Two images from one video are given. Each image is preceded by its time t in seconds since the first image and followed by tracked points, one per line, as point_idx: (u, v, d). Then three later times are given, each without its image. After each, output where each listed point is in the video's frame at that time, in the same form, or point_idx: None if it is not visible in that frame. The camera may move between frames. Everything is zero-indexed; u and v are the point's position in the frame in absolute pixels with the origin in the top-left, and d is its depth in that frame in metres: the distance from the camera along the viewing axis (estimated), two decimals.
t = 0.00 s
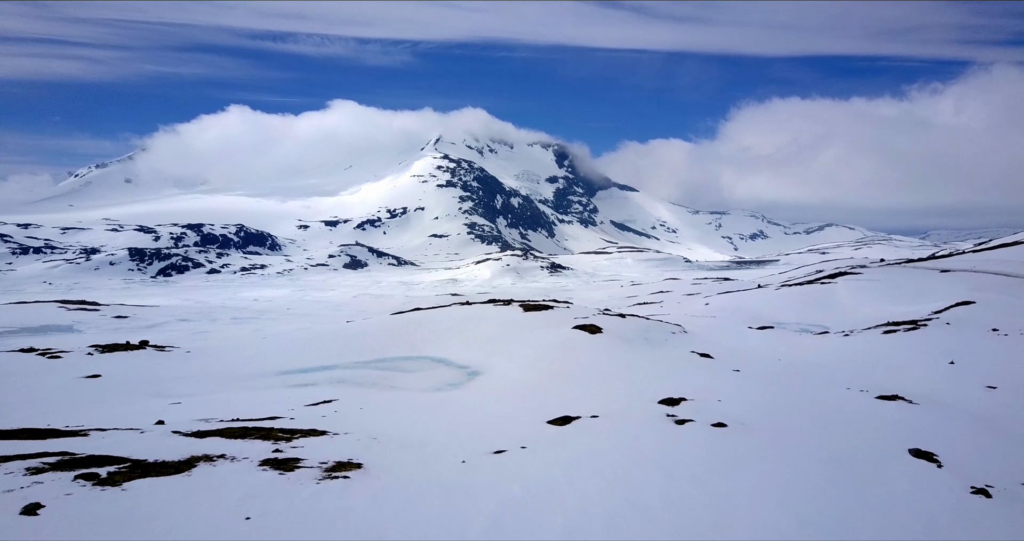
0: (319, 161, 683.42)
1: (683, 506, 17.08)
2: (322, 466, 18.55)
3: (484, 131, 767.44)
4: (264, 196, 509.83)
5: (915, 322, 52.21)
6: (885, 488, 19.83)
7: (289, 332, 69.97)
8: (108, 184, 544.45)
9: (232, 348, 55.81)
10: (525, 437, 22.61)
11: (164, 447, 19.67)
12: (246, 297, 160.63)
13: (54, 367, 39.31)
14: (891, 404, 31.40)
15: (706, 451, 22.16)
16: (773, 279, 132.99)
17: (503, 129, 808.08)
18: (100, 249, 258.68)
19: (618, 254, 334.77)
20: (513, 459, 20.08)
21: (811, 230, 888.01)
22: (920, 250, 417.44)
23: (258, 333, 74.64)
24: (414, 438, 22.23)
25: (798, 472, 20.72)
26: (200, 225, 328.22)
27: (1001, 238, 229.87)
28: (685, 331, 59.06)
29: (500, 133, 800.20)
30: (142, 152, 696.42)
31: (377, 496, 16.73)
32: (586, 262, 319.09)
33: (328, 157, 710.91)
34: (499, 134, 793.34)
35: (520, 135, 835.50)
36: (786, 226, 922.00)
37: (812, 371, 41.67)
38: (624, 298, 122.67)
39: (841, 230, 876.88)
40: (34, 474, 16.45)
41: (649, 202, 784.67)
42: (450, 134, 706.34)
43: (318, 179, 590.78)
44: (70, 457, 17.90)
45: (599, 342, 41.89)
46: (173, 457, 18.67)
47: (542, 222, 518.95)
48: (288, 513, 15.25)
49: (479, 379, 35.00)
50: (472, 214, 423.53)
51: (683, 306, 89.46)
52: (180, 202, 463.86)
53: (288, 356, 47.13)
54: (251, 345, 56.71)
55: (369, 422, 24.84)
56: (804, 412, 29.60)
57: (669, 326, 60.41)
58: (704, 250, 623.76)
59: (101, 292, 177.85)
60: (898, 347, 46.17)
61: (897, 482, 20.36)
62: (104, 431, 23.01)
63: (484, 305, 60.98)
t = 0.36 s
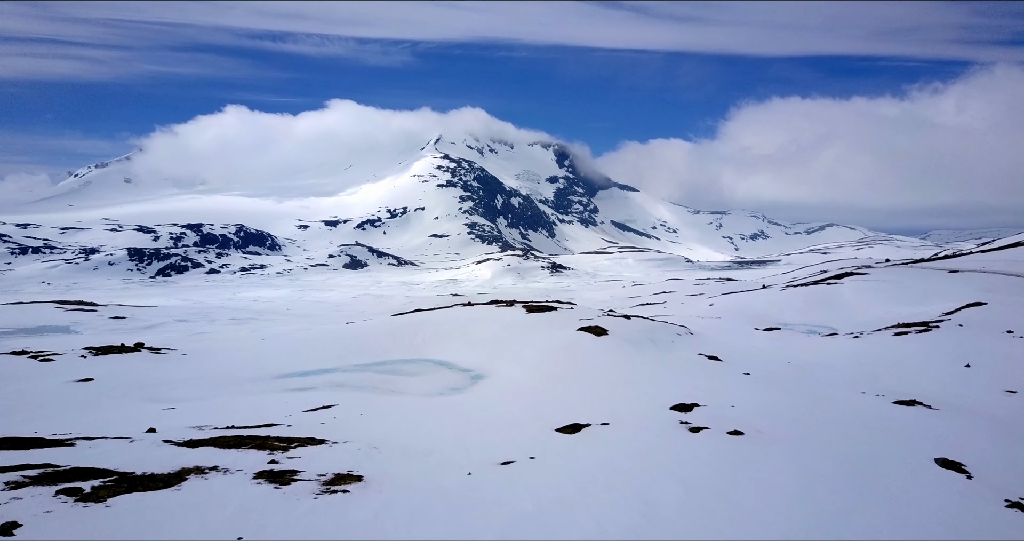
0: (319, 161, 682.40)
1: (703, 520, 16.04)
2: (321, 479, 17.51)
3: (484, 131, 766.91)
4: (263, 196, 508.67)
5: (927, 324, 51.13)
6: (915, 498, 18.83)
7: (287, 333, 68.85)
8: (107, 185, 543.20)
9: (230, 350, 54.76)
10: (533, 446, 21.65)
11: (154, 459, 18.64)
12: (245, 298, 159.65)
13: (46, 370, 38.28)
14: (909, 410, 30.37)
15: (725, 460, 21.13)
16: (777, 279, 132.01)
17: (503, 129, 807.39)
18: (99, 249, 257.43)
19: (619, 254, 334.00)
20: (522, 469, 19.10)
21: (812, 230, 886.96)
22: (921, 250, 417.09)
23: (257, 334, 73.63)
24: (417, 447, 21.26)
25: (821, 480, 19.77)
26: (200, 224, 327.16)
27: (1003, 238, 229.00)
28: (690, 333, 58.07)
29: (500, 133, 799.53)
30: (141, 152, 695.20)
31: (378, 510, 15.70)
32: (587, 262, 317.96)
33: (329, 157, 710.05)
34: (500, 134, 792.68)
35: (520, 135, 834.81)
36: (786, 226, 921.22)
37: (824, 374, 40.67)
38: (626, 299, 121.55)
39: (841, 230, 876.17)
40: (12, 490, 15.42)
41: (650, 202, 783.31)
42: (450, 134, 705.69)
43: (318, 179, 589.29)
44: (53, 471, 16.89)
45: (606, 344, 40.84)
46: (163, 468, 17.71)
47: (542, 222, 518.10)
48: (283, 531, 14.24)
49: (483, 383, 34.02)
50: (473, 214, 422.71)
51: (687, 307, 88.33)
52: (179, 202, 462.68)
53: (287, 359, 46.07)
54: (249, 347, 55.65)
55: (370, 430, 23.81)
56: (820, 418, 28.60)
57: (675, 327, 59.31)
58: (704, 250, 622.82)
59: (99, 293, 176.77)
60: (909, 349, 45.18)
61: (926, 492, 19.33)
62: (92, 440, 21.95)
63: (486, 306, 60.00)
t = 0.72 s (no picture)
0: (319, 160, 681.00)
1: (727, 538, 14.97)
2: (319, 495, 16.41)
3: (484, 131, 766.21)
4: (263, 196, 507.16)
5: (938, 325, 50.12)
6: (951, 514, 17.68)
7: (285, 335, 67.77)
8: (106, 184, 541.59)
9: (226, 352, 53.70)
10: (542, 456, 20.62)
11: (141, 471, 17.60)
12: (244, 298, 158.77)
13: (37, 373, 37.31)
14: (928, 415, 29.40)
15: (746, 472, 20.04)
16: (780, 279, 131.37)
17: (504, 129, 806.87)
18: (98, 249, 256.01)
19: (620, 254, 333.32)
20: (532, 482, 18.08)
21: (813, 230, 886.07)
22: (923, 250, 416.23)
23: (256, 335, 72.79)
24: (419, 456, 20.21)
25: (849, 494, 18.65)
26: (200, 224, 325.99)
27: (1006, 238, 227.88)
28: (696, 334, 57.00)
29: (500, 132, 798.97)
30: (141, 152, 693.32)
31: (378, 528, 14.67)
32: (588, 261, 317.36)
33: (329, 156, 708.91)
34: (500, 133, 792.16)
35: (520, 134, 833.92)
36: (787, 226, 920.50)
37: (834, 377, 39.84)
38: (628, 299, 120.44)
39: (841, 230, 875.13)
40: None
41: (650, 202, 781.86)
42: (450, 133, 705.06)
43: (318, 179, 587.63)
44: (30, 485, 15.83)
45: (613, 347, 39.84)
46: (149, 482, 16.67)
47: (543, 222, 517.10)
48: None
49: (487, 387, 33.11)
50: (473, 214, 421.94)
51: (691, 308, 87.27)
52: (178, 202, 461.09)
53: (284, 362, 45.07)
54: (247, 349, 54.62)
55: (370, 438, 22.83)
56: (838, 424, 27.62)
57: (680, 328, 58.26)
58: (705, 250, 621.72)
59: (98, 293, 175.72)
60: (922, 352, 44.23)
61: (959, 506, 18.28)
62: (76, 449, 20.93)
63: (488, 307, 58.98)
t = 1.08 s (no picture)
0: (319, 160, 679.42)
1: None
2: (315, 512, 15.31)
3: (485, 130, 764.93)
4: (262, 196, 505.55)
5: (950, 327, 49.00)
6: (987, 530, 16.50)
7: (284, 337, 66.65)
8: (106, 184, 539.93)
9: (223, 354, 52.55)
10: (552, 468, 19.53)
11: (127, 486, 16.45)
12: (243, 298, 157.66)
13: (27, 377, 36.15)
14: (950, 421, 28.21)
15: (768, 486, 18.74)
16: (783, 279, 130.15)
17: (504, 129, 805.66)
18: (96, 249, 254.67)
19: (621, 254, 332.20)
20: (542, 497, 17.00)
21: (813, 230, 884.24)
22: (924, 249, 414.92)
23: (254, 337, 71.67)
24: (422, 469, 19.05)
25: (880, 509, 17.43)
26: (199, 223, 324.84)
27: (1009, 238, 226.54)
28: (702, 336, 55.82)
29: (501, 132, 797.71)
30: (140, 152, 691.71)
31: None
32: (588, 261, 316.25)
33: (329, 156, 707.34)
34: (500, 133, 790.90)
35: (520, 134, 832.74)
36: (787, 226, 917.97)
37: (845, 380, 38.74)
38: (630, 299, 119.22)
39: (842, 230, 872.92)
40: None
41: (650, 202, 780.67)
42: (451, 133, 703.77)
43: (318, 179, 586.09)
44: (4, 503, 14.71)
45: (619, 350, 38.70)
46: (134, 497, 15.57)
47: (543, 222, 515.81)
48: None
49: (490, 391, 32.04)
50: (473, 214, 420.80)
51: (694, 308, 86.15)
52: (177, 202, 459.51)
53: (282, 364, 43.98)
54: (244, 351, 53.44)
55: (369, 447, 21.70)
56: (857, 430, 26.48)
57: (686, 329, 57.07)
58: (705, 250, 620.39)
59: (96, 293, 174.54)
60: (936, 353, 43.05)
61: (997, 521, 17.16)
62: (59, 460, 19.77)
63: (490, 308, 57.90)
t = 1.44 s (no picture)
0: (319, 159, 678.00)
1: None
2: (311, 531, 14.22)
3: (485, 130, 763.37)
4: (262, 196, 504.37)
5: (963, 329, 47.88)
6: None
7: (282, 338, 65.52)
8: (105, 184, 538.45)
9: (220, 356, 51.42)
10: (561, 481, 18.46)
11: (109, 503, 15.37)
12: (242, 298, 156.55)
13: (15, 381, 35.04)
14: (974, 427, 26.99)
15: (793, 500, 17.57)
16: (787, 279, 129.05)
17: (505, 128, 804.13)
18: (95, 249, 253.39)
19: (622, 254, 330.89)
20: (551, 513, 15.94)
21: (814, 230, 881.06)
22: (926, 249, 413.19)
23: (253, 338, 70.63)
24: (424, 483, 17.92)
25: (909, 523, 16.36)
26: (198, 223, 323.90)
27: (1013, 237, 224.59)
28: (708, 337, 54.70)
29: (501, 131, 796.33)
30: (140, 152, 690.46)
31: None
32: (588, 261, 315.01)
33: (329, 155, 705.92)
34: (500, 132, 789.41)
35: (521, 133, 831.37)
36: (788, 226, 914.99)
37: (859, 383, 37.60)
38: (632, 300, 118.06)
39: (844, 230, 869.69)
40: None
41: (651, 202, 779.08)
42: (451, 132, 702.41)
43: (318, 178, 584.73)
44: None
45: (626, 353, 37.50)
46: (116, 516, 14.51)
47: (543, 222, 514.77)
48: None
49: (494, 396, 30.97)
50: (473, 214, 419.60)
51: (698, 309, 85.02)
52: (177, 202, 458.42)
53: (279, 368, 42.80)
54: (241, 353, 52.35)
55: (368, 457, 20.61)
56: (876, 437, 25.30)
57: (692, 331, 55.93)
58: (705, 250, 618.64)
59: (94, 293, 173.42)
60: (950, 355, 41.87)
61: None
62: (41, 472, 18.70)
63: (492, 309, 56.73)
